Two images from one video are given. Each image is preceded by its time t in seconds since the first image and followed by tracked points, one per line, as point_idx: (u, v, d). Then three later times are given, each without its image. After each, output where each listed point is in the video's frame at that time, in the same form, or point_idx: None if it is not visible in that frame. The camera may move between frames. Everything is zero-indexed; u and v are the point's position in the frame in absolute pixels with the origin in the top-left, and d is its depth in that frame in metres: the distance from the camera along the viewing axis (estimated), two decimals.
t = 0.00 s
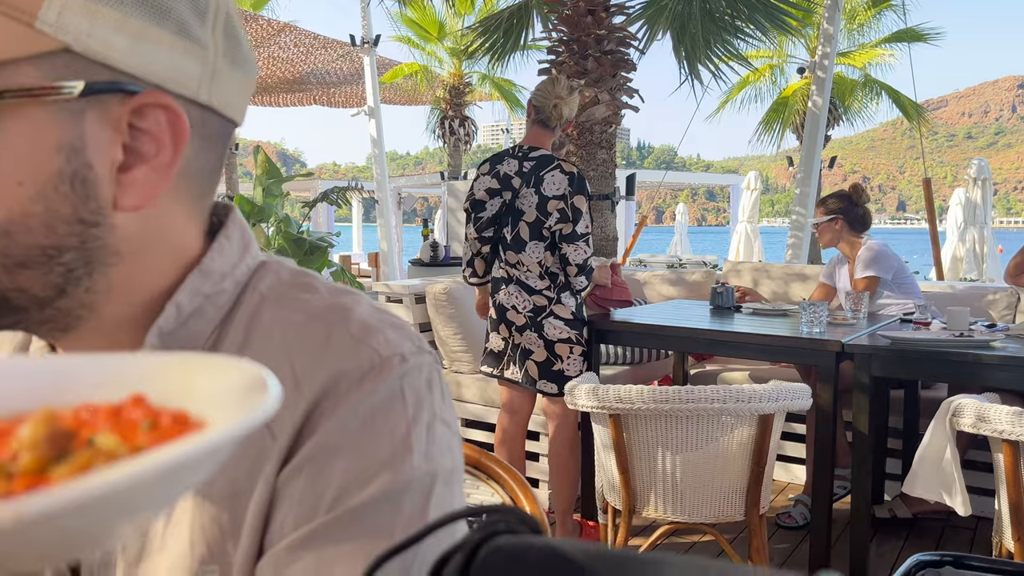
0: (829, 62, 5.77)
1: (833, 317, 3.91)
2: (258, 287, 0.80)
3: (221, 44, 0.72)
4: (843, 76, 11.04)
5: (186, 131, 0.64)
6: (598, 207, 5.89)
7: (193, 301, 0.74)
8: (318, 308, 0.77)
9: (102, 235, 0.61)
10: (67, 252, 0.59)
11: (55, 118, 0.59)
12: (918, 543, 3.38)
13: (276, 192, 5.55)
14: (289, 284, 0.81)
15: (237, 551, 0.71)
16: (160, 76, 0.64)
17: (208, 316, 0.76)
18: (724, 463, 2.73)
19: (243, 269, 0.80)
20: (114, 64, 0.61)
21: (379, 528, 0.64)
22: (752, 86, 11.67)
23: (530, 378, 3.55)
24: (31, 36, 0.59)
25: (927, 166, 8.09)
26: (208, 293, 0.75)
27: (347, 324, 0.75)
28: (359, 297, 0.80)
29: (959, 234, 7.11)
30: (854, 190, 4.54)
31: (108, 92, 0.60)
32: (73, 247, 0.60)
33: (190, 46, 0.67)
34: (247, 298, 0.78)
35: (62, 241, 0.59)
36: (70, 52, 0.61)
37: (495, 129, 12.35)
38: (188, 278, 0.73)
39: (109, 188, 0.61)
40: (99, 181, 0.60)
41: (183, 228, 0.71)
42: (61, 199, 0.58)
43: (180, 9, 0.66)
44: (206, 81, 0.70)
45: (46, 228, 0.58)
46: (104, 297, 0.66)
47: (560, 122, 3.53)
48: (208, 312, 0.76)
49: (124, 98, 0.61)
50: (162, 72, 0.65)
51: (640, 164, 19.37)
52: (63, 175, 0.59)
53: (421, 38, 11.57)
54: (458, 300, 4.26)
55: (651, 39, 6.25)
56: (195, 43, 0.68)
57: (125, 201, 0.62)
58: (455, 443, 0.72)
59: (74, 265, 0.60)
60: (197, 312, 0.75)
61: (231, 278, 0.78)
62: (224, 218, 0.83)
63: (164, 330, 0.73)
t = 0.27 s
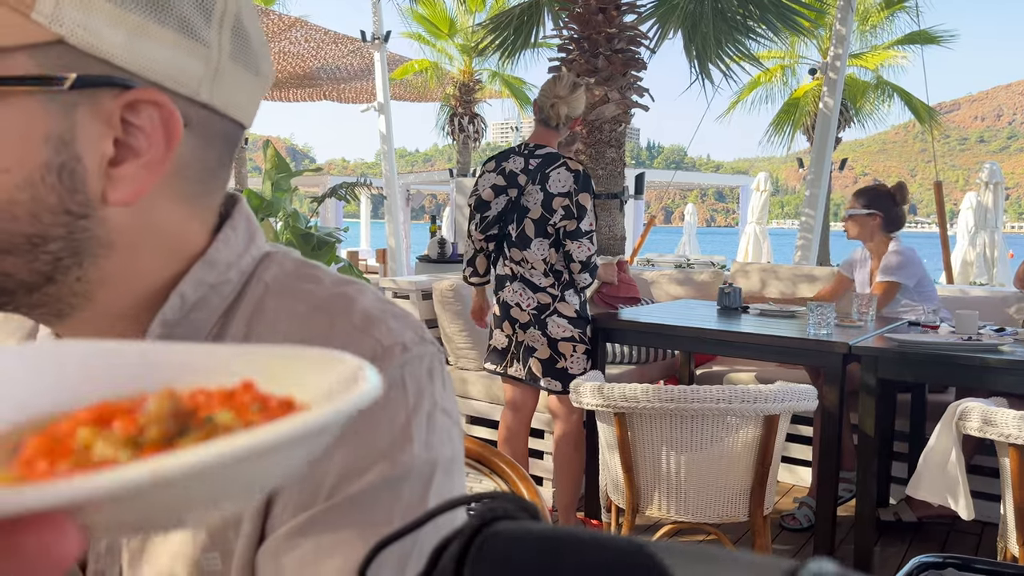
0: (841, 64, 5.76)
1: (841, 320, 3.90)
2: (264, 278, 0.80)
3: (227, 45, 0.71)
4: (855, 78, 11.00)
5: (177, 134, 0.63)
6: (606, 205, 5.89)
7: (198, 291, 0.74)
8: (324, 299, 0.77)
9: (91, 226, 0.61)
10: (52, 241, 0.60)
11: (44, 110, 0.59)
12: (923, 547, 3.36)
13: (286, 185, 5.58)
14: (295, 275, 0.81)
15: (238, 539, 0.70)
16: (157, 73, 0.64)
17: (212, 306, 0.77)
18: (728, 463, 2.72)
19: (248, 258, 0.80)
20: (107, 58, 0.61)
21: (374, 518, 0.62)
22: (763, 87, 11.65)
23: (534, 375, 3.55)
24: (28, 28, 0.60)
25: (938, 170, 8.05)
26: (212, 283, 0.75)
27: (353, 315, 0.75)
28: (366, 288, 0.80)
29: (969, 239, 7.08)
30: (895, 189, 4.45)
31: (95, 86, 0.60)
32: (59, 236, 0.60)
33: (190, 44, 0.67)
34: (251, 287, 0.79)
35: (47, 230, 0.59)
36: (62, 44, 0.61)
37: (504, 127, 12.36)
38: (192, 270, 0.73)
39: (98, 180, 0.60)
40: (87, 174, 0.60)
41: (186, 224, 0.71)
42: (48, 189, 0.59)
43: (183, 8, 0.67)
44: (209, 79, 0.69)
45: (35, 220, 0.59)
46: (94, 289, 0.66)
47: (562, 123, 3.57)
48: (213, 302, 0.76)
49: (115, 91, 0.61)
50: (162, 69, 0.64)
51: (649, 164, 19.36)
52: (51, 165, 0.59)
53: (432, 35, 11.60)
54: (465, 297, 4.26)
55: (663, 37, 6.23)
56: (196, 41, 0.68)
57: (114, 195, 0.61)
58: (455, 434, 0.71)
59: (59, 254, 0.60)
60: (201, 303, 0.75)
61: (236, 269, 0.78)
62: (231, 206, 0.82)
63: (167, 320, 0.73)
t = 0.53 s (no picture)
0: (851, 64, 5.72)
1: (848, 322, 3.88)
2: (268, 273, 0.98)
3: (246, 47, 0.88)
4: (866, 79, 10.94)
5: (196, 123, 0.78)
6: (612, 204, 5.87)
7: (204, 284, 0.91)
8: (325, 293, 0.94)
9: (104, 216, 0.78)
10: (68, 230, 0.76)
11: (68, 103, 0.73)
12: (928, 551, 3.34)
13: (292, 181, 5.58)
14: (298, 272, 0.99)
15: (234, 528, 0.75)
16: (181, 70, 0.80)
17: (220, 298, 0.93)
18: (733, 466, 2.70)
19: (255, 253, 0.98)
20: (131, 51, 0.76)
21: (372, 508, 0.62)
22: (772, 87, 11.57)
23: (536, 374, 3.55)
24: (61, 19, 0.73)
25: (948, 172, 7.98)
26: (218, 278, 0.92)
27: (352, 309, 0.91)
28: (364, 283, 0.96)
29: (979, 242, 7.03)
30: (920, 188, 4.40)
31: (121, 80, 0.75)
32: (75, 226, 0.76)
33: (214, 45, 0.83)
34: (258, 281, 0.96)
35: (63, 220, 0.75)
36: (90, 37, 0.75)
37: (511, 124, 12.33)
38: (199, 266, 0.90)
39: (117, 173, 0.76)
40: (105, 165, 0.75)
41: (192, 219, 0.88)
42: (67, 177, 0.74)
43: (209, 12, 0.82)
44: (228, 77, 0.86)
45: (49, 207, 0.74)
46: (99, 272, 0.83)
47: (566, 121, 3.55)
48: (219, 294, 0.93)
49: (139, 87, 0.76)
50: (186, 67, 0.81)
51: (657, 164, 19.24)
52: (69, 157, 0.73)
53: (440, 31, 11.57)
54: (470, 294, 4.24)
55: (672, 36, 6.20)
56: (219, 41, 0.84)
57: (131, 187, 0.77)
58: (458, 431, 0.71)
59: (73, 242, 0.77)
60: (209, 295, 0.92)
61: (242, 265, 0.95)
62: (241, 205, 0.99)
63: (175, 311, 0.89)
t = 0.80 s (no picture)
0: (858, 64, 5.70)
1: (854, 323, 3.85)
2: (267, 269, 0.96)
3: (257, 45, 0.88)
4: (872, 79, 10.90)
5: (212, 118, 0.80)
6: (617, 203, 5.85)
7: (202, 279, 0.89)
8: (326, 290, 0.93)
9: (118, 206, 0.76)
10: (81, 219, 0.74)
11: (86, 92, 0.71)
12: (932, 554, 3.32)
13: (295, 177, 5.59)
14: (297, 267, 0.98)
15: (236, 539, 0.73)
16: (194, 64, 0.80)
17: (216, 293, 0.91)
18: (735, 467, 2.69)
19: (254, 248, 0.97)
20: (151, 42, 0.75)
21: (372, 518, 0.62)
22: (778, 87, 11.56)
23: (537, 370, 3.57)
24: (87, 9, 0.72)
25: (954, 173, 7.97)
26: (216, 273, 0.90)
27: (354, 306, 0.91)
28: (365, 279, 0.96)
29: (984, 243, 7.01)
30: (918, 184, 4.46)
31: (144, 72, 0.74)
32: (89, 216, 0.74)
33: (228, 42, 0.83)
34: (257, 277, 0.95)
35: (78, 209, 0.73)
36: (113, 28, 0.73)
37: (515, 123, 12.32)
38: (198, 260, 0.88)
39: (131, 163, 0.75)
40: (123, 154, 0.74)
41: (193, 213, 0.86)
42: (84, 165, 0.71)
43: (225, 8, 0.82)
44: (239, 74, 0.86)
45: (66, 195, 0.71)
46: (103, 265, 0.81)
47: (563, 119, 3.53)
48: (217, 289, 0.91)
49: (157, 80, 0.76)
50: (203, 65, 0.81)
51: (661, 164, 19.25)
52: (90, 146, 0.71)
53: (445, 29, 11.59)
54: (473, 293, 4.23)
55: (677, 35, 6.17)
56: (233, 38, 0.84)
57: (145, 177, 0.77)
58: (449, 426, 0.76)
59: (85, 233, 0.75)
60: (206, 289, 0.90)
61: (240, 259, 0.93)
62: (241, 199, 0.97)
63: (172, 307, 0.88)
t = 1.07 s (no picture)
0: (860, 66, 5.70)
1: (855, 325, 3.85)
2: (270, 267, 0.97)
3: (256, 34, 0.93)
4: (874, 80, 10.89)
5: (254, 112, 0.93)
6: (618, 203, 5.85)
7: (213, 278, 0.92)
8: (325, 288, 0.93)
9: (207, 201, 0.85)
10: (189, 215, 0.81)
11: (201, 93, 0.81)
12: (932, 556, 3.32)
13: (296, 177, 5.57)
14: (301, 264, 0.98)
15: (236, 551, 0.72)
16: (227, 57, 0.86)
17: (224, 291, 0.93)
18: (734, 467, 2.68)
19: (259, 247, 0.97)
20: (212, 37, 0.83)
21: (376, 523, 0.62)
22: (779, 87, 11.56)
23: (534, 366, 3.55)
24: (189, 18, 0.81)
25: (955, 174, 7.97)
26: (225, 271, 0.93)
27: (353, 305, 0.90)
28: (365, 279, 0.95)
29: (985, 245, 7.01)
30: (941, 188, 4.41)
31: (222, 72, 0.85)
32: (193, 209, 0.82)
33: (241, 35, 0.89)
34: (260, 275, 0.95)
35: (196, 200, 0.81)
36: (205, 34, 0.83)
37: (516, 122, 12.30)
38: (209, 258, 0.91)
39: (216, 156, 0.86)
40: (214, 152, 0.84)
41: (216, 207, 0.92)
42: (202, 158, 0.81)
43: None
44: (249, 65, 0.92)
45: (192, 187, 0.79)
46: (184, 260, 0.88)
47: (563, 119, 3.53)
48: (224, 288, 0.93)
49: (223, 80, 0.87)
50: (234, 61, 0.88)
51: (661, 163, 19.26)
52: (205, 142, 0.81)
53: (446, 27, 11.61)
54: (473, 292, 4.23)
55: (680, 35, 6.16)
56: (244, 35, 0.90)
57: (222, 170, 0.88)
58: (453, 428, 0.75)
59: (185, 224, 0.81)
60: (215, 288, 0.92)
61: (246, 257, 0.95)
62: (242, 200, 1.01)
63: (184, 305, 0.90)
